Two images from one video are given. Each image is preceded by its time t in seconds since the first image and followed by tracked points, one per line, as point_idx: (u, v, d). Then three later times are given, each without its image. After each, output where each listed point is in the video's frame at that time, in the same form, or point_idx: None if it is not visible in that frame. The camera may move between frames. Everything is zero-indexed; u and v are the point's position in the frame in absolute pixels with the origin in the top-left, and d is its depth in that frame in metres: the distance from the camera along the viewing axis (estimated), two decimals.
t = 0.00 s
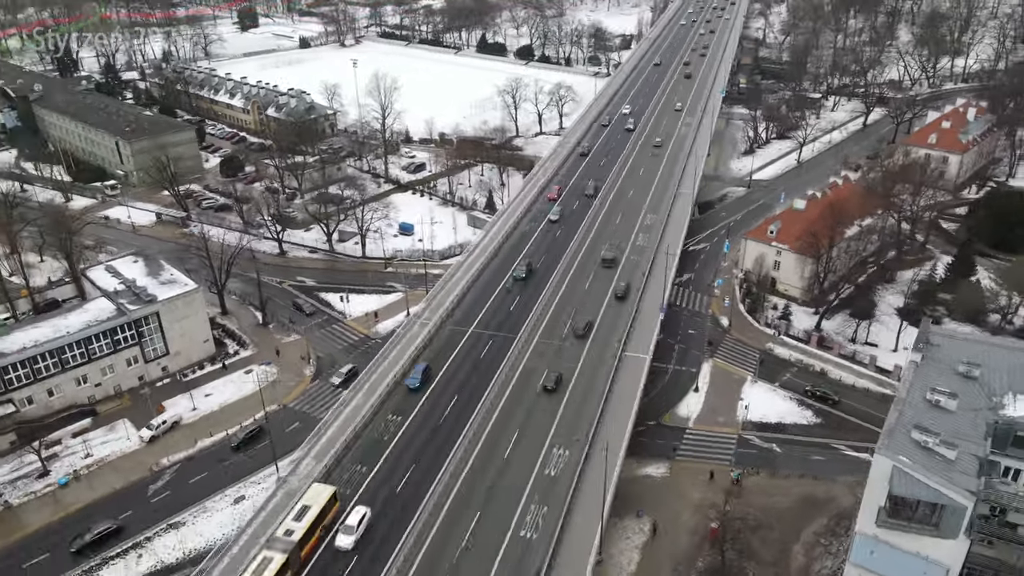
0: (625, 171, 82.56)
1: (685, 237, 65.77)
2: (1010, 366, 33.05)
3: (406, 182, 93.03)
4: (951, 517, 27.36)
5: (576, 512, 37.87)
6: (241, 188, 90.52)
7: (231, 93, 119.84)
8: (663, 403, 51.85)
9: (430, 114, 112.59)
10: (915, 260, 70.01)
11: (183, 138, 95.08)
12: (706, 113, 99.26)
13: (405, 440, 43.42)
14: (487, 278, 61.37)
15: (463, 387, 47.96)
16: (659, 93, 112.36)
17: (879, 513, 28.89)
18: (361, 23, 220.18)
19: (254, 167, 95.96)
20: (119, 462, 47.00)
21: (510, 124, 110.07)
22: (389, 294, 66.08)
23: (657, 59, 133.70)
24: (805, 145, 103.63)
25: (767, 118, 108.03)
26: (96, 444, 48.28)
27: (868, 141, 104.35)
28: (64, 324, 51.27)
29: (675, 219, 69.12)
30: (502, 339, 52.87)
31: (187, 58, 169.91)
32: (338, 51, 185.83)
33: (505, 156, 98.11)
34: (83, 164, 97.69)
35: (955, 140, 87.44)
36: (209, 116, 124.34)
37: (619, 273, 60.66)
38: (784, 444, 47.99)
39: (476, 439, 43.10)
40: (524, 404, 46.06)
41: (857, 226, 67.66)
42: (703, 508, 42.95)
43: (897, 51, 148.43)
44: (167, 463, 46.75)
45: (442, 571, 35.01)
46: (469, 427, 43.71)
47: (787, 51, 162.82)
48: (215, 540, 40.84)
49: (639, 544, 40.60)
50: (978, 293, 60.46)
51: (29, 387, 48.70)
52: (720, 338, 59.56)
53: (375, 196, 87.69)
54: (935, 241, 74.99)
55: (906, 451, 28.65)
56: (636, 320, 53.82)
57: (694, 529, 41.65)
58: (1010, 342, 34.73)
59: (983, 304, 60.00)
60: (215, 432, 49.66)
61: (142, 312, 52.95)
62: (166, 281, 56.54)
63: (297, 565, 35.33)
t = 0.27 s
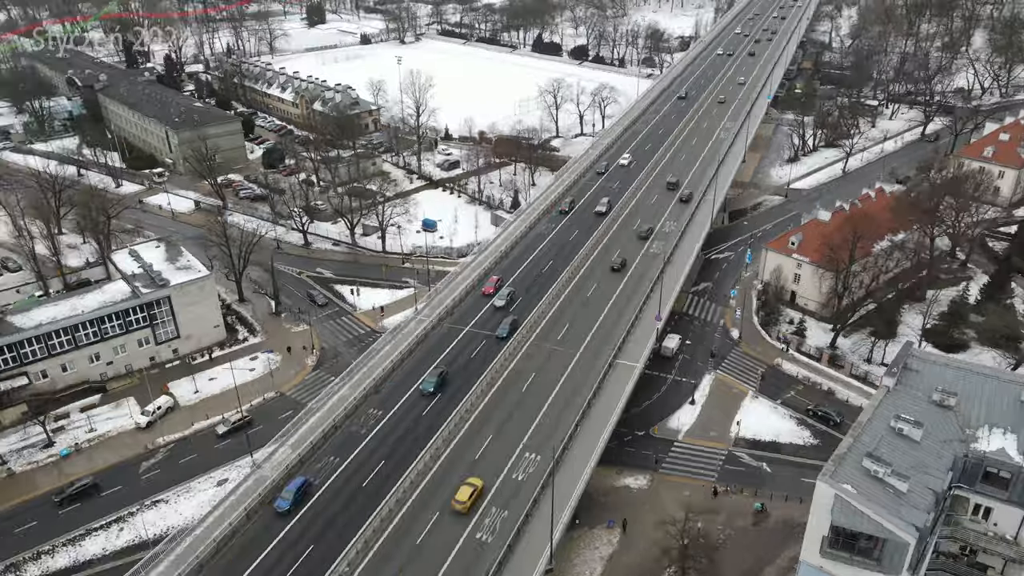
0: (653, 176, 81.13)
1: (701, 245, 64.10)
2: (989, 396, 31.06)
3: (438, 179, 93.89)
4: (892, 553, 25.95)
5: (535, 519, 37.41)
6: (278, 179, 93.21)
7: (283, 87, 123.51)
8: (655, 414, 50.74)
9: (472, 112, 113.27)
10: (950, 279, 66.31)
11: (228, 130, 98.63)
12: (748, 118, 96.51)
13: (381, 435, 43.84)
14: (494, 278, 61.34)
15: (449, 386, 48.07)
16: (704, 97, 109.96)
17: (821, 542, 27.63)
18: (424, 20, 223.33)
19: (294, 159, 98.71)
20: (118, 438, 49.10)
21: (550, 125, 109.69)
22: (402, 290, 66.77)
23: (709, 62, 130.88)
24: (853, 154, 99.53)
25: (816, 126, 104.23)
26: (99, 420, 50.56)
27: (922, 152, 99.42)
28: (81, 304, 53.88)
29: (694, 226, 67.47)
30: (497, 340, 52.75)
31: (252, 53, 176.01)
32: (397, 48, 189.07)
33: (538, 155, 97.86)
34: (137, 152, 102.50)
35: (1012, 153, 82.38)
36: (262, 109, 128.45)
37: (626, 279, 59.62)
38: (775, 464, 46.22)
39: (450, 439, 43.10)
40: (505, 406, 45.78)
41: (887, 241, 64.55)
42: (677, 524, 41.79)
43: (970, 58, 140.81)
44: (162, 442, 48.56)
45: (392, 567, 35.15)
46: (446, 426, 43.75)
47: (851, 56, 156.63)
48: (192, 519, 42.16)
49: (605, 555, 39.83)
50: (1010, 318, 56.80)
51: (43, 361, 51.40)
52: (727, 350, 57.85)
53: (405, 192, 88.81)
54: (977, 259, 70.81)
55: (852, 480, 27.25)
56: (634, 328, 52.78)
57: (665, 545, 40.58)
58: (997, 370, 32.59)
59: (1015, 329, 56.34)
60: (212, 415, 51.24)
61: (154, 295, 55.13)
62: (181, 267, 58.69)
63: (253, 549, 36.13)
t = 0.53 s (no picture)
0: (684, 181, 79.26)
1: (718, 255, 62.22)
2: (955, 432, 29.11)
3: (473, 176, 94.40)
4: None
5: (489, 521, 37.14)
6: (319, 171, 95.74)
7: (339, 82, 126.81)
8: (645, 425, 49.59)
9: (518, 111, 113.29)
10: (990, 304, 62.12)
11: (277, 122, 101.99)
12: (795, 125, 93.09)
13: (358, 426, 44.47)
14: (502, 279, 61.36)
15: (435, 382, 48.35)
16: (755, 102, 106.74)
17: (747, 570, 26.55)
18: (492, 19, 224.85)
19: (338, 151, 101.26)
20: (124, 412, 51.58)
21: (594, 126, 108.65)
22: (416, 285, 67.45)
23: (768, 67, 126.88)
24: (910, 167, 94.50)
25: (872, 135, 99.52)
26: (110, 394, 53.27)
27: (987, 167, 93.51)
28: (103, 283, 56.87)
29: (714, 235, 65.55)
30: (491, 341, 52.70)
31: (320, 47, 181.32)
32: (461, 45, 191.04)
33: (576, 156, 97.13)
34: (193, 141, 107.24)
35: None
36: (318, 102, 132.16)
37: (634, 285, 58.49)
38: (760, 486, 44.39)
39: (423, 435, 43.29)
40: (484, 406, 45.65)
41: (920, 260, 60.99)
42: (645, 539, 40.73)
43: None
44: (162, 420, 50.71)
45: (341, 557, 35.58)
46: (421, 422, 43.98)
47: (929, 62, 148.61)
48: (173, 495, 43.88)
49: (564, 564, 39.23)
50: None
51: (64, 335, 54.59)
52: (733, 365, 56.01)
53: (438, 189, 89.79)
54: None
55: (781, 509, 26.05)
56: (630, 335, 51.70)
57: (628, 559, 39.63)
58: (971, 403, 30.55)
59: None
60: (212, 396, 53.12)
61: (170, 278, 57.61)
62: (200, 253, 61.08)
63: (212, 527, 37.28)
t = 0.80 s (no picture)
0: (717, 188, 77.02)
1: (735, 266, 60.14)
2: (909, 464, 27.57)
3: (510, 175, 94.39)
4: None
5: (445, 520, 37.04)
6: (360, 165, 97.77)
7: (393, 79, 129.16)
8: (632, 436, 48.39)
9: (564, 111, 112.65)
10: None
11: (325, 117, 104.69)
12: (846, 135, 89.05)
13: (339, 417, 45.19)
14: (510, 281, 61.22)
15: (422, 380, 48.68)
16: (810, 109, 102.66)
17: None
18: (561, 18, 224.43)
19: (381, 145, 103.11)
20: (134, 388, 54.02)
21: (639, 128, 106.91)
22: (432, 281, 67.90)
23: (831, 73, 121.90)
24: (971, 183, 88.92)
25: (934, 147, 94.03)
26: (124, 371, 55.87)
27: None
28: (127, 264, 59.65)
29: (735, 246, 63.47)
30: (486, 342, 52.66)
31: (386, 44, 185.23)
32: (525, 44, 191.51)
33: (616, 159, 95.78)
34: (247, 132, 111.27)
35: None
36: (374, 98, 134.93)
37: (641, 293, 57.26)
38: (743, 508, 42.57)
39: (399, 430, 43.59)
40: (465, 406, 45.59)
41: (955, 281, 57.11)
42: (610, 552, 39.77)
43: None
44: (167, 399, 52.82)
45: (295, 544, 36.18)
46: (399, 418, 44.27)
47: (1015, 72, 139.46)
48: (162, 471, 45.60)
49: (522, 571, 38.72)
50: None
51: (87, 311, 57.61)
52: (738, 380, 54.01)
53: (472, 188, 90.28)
54: None
55: (699, 534, 25.13)
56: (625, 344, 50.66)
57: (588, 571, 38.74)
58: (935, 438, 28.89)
59: None
60: (217, 379, 55.00)
61: (190, 263, 60.01)
62: (222, 240, 63.35)
63: (181, 505, 38.55)
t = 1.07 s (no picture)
0: (750, 197, 74.57)
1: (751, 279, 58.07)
2: (847, 497, 26.55)
3: (547, 176, 93.99)
4: None
5: (402, 517, 37.20)
6: (402, 160, 99.35)
7: (448, 76, 130.47)
8: (618, 447, 47.43)
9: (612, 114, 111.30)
10: None
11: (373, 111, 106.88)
12: (901, 147, 84.63)
13: (323, 407, 46.00)
14: (519, 283, 61.04)
15: (411, 375, 48.98)
16: (868, 118, 98.03)
17: None
18: (631, 18, 221.74)
19: (425, 141, 104.35)
20: (148, 366, 56.61)
21: (687, 132, 104.54)
22: (449, 278, 68.34)
23: (900, 81, 115.98)
24: None
25: (1000, 163, 88.18)
26: (143, 349, 58.53)
27: None
28: (155, 247, 62.46)
29: (755, 258, 61.29)
30: (481, 341, 52.54)
31: (452, 42, 187.47)
32: (590, 44, 190.27)
33: (656, 164, 94.02)
34: (301, 124, 114.81)
35: None
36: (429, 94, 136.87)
37: (648, 302, 56.00)
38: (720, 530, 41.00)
39: (377, 423, 44.04)
40: (448, 404, 45.65)
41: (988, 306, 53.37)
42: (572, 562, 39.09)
43: None
44: (177, 378, 55.13)
45: (255, 528, 37.03)
46: (380, 412, 44.74)
47: None
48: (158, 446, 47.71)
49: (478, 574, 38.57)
50: None
51: (114, 290, 60.66)
52: (740, 398, 52.15)
53: (506, 188, 90.33)
54: None
55: (608, 553, 24.46)
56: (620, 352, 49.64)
57: None
58: (880, 470, 27.78)
59: None
60: (226, 361, 56.94)
61: (213, 249, 62.31)
62: (246, 228, 65.52)
63: (158, 481, 40.24)
